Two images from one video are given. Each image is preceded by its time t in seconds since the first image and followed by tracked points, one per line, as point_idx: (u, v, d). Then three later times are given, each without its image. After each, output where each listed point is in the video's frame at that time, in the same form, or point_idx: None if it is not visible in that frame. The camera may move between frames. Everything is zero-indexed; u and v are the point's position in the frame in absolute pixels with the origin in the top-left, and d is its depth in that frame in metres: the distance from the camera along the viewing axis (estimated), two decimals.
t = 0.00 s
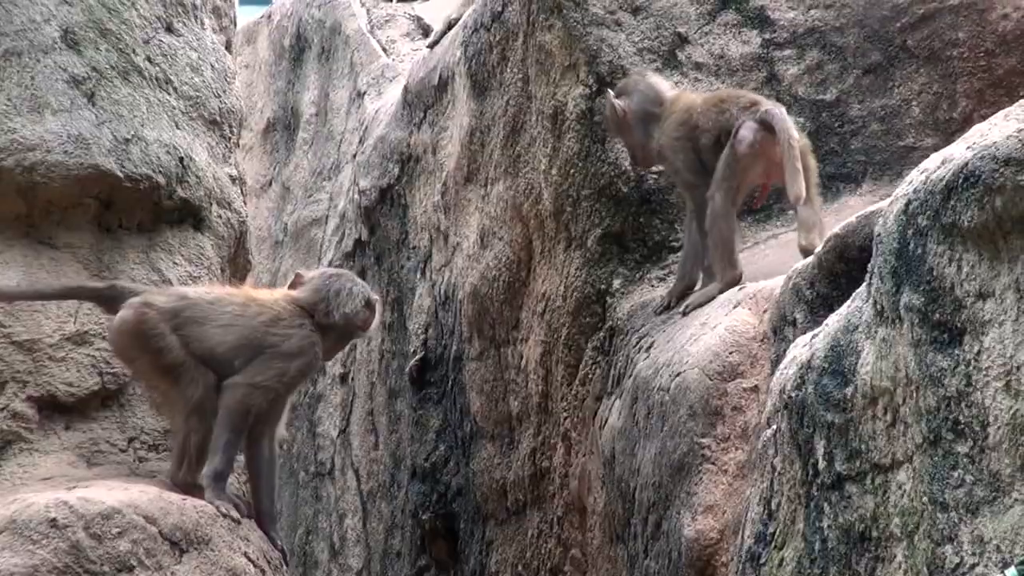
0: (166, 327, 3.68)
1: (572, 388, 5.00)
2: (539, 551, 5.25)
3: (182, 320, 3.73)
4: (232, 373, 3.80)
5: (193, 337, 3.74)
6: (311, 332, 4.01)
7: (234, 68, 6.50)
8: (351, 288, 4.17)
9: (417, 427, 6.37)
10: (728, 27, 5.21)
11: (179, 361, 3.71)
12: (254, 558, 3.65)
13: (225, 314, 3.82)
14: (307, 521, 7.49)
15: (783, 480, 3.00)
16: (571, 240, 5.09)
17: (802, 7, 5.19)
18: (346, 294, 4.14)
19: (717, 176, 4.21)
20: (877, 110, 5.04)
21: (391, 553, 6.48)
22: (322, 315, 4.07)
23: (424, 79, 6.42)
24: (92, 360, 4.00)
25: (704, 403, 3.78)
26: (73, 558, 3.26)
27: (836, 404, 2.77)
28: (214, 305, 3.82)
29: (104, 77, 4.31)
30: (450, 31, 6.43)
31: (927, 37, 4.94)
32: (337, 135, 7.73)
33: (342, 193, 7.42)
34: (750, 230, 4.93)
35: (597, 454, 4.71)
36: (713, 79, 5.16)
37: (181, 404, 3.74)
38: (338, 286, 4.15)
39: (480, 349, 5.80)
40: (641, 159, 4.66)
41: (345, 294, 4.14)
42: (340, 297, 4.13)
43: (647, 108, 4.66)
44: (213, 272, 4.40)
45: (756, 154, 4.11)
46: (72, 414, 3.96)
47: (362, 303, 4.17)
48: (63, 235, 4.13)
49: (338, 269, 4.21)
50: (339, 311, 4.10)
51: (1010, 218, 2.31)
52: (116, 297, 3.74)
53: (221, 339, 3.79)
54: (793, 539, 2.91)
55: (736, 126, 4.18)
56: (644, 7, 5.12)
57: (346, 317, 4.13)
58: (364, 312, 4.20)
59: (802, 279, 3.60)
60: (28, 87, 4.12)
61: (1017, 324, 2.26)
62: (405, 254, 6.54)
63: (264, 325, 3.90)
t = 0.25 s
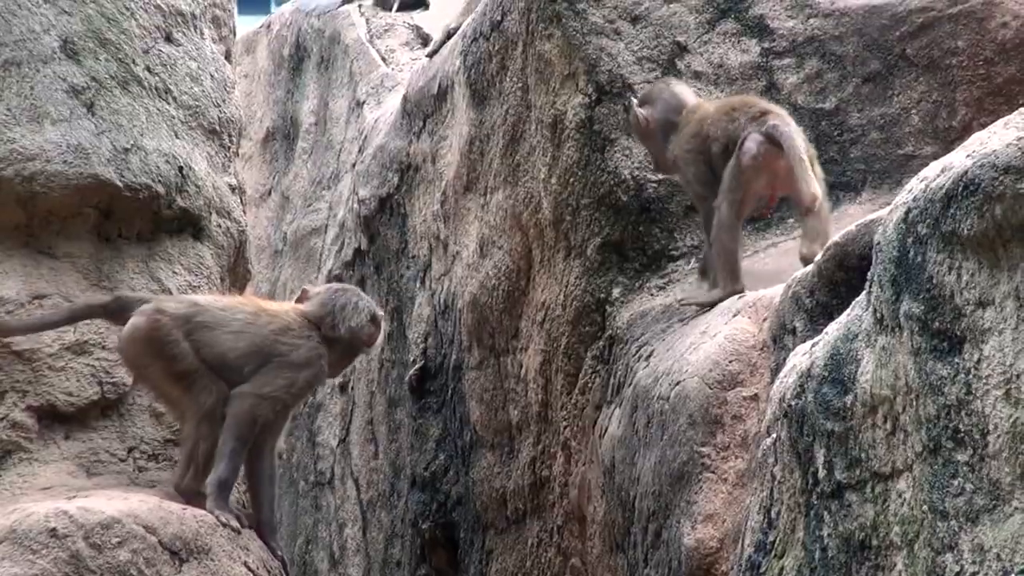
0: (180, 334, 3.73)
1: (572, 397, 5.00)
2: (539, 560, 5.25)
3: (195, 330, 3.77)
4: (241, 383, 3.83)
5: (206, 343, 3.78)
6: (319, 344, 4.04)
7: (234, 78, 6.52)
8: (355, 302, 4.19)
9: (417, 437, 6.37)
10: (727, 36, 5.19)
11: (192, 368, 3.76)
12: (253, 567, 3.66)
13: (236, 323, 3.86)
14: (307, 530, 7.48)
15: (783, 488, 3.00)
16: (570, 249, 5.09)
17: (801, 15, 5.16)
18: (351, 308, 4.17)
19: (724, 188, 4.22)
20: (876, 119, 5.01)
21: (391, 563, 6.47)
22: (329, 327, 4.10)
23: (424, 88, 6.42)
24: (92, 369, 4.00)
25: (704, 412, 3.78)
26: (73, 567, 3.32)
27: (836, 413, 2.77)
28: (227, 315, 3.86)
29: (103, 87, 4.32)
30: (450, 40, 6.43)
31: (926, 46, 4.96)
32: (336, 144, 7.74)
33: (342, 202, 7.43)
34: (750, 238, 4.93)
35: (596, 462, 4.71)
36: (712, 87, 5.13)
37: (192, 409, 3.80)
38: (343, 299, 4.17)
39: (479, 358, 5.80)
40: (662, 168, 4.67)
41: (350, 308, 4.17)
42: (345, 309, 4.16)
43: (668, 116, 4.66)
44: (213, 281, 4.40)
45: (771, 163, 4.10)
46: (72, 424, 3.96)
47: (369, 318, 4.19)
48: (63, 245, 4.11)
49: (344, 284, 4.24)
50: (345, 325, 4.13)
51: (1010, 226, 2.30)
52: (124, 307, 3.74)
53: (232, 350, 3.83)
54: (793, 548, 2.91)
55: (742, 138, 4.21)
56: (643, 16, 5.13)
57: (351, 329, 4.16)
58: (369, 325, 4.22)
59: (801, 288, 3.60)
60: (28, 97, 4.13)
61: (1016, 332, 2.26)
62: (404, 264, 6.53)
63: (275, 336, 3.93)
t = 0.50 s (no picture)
0: (184, 339, 3.77)
1: (573, 394, 5.01)
2: (540, 557, 5.25)
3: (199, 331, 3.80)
4: (233, 378, 3.83)
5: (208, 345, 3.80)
6: (310, 350, 4.05)
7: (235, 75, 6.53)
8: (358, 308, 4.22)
9: (418, 434, 6.37)
10: (728, 33, 5.20)
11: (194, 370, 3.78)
12: (254, 564, 3.66)
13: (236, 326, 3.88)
14: (308, 527, 7.48)
15: (784, 485, 3.00)
16: (571, 246, 5.09)
17: (803, 13, 5.19)
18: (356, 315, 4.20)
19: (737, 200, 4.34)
20: (878, 116, 4.98)
21: (393, 560, 6.48)
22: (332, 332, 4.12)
23: (425, 85, 6.42)
24: (93, 365, 4.02)
25: (705, 409, 3.78)
26: (73, 564, 3.32)
27: (837, 410, 2.78)
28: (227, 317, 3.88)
29: (104, 84, 4.32)
30: (451, 37, 6.43)
31: (927, 43, 4.94)
32: (337, 141, 7.74)
33: (343, 199, 7.43)
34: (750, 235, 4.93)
35: (597, 459, 4.71)
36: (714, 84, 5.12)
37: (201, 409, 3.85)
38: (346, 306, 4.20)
39: (480, 355, 5.80)
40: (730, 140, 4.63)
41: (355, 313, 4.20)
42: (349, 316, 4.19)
43: (758, 93, 4.63)
44: (214, 279, 4.39)
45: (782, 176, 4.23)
46: (73, 421, 3.97)
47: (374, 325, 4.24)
48: (64, 242, 4.12)
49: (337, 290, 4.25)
50: (330, 332, 4.12)
51: (1010, 223, 2.30)
52: (128, 322, 3.82)
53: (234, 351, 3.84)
54: (794, 544, 2.91)
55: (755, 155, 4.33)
56: (644, 13, 5.15)
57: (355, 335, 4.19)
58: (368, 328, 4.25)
59: (802, 285, 3.60)
60: (29, 94, 4.13)
61: (1017, 329, 2.26)
62: (405, 261, 6.53)
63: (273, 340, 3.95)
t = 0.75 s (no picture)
0: (208, 382, 3.73)
1: (576, 391, 5.01)
2: (542, 553, 5.26)
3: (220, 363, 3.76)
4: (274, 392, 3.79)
5: (235, 373, 3.75)
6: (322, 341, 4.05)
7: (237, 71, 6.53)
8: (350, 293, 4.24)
9: (420, 430, 6.37)
10: (731, 30, 5.16)
11: (223, 403, 3.73)
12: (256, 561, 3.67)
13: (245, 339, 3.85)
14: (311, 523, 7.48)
15: (786, 482, 3.00)
16: (573, 242, 5.09)
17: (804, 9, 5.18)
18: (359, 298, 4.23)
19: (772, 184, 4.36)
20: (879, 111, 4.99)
21: (395, 556, 6.49)
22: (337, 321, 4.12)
23: (426, 82, 6.42)
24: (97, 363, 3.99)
25: (707, 405, 3.78)
26: (76, 560, 3.33)
27: (839, 406, 2.77)
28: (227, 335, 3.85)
29: (106, 80, 4.32)
30: (452, 33, 6.43)
31: (929, 39, 4.93)
32: (339, 138, 7.74)
33: (344, 196, 7.44)
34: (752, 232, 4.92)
35: (599, 455, 4.72)
36: (716, 80, 5.11)
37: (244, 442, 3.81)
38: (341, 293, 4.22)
39: (482, 352, 5.81)
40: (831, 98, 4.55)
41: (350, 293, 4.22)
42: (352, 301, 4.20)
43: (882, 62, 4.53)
44: (217, 274, 4.41)
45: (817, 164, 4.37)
46: (76, 416, 3.97)
47: (375, 308, 4.25)
48: (66, 238, 4.12)
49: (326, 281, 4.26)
50: (330, 320, 4.12)
51: (1012, 219, 2.30)
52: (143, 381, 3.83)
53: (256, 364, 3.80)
54: (796, 541, 2.91)
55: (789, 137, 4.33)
56: (646, 9, 5.12)
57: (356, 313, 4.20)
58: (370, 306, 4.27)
59: (805, 280, 3.60)
60: (31, 90, 4.13)
61: (1019, 325, 2.26)
62: (407, 257, 6.53)
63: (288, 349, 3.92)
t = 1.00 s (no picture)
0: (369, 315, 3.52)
1: (571, 394, 5.03)
2: (538, 556, 5.25)
3: (431, 253, 3.51)
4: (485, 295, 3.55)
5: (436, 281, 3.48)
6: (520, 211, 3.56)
7: (234, 75, 6.52)
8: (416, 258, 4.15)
9: (416, 434, 6.37)
10: (726, 33, 5.11)
11: (467, 289, 3.51)
12: (253, 564, 3.72)
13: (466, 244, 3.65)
14: (306, 528, 7.43)
15: (782, 485, 3.00)
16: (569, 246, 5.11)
17: (800, 12, 5.08)
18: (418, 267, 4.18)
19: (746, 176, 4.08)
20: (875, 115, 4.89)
21: (391, 560, 6.48)
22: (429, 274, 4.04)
23: (422, 86, 6.41)
24: (92, 367, 3.99)
25: (703, 408, 3.78)
26: (72, 564, 3.33)
27: (835, 409, 2.78)
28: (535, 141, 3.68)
29: (102, 85, 4.31)
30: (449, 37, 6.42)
31: (924, 43, 4.86)
32: (335, 142, 7.74)
33: (340, 200, 7.43)
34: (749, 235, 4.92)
35: (595, 459, 4.72)
36: (711, 84, 5.05)
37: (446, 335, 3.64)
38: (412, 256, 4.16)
39: (478, 356, 5.81)
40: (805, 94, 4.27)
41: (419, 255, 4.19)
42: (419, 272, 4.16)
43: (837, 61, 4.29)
44: (212, 279, 4.39)
45: (799, 158, 4.05)
46: (72, 421, 3.96)
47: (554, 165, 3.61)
48: (62, 243, 4.14)
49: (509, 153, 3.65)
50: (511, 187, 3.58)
51: (1008, 222, 2.29)
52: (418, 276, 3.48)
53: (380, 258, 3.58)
54: (792, 544, 2.91)
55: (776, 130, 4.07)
56: (641, 14, 5.09)
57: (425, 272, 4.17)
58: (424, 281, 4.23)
59: (800, 284, 3.62)
60: (27, 95, 4.13)
61: (1014, 329, 2.26)
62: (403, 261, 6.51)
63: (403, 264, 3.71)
